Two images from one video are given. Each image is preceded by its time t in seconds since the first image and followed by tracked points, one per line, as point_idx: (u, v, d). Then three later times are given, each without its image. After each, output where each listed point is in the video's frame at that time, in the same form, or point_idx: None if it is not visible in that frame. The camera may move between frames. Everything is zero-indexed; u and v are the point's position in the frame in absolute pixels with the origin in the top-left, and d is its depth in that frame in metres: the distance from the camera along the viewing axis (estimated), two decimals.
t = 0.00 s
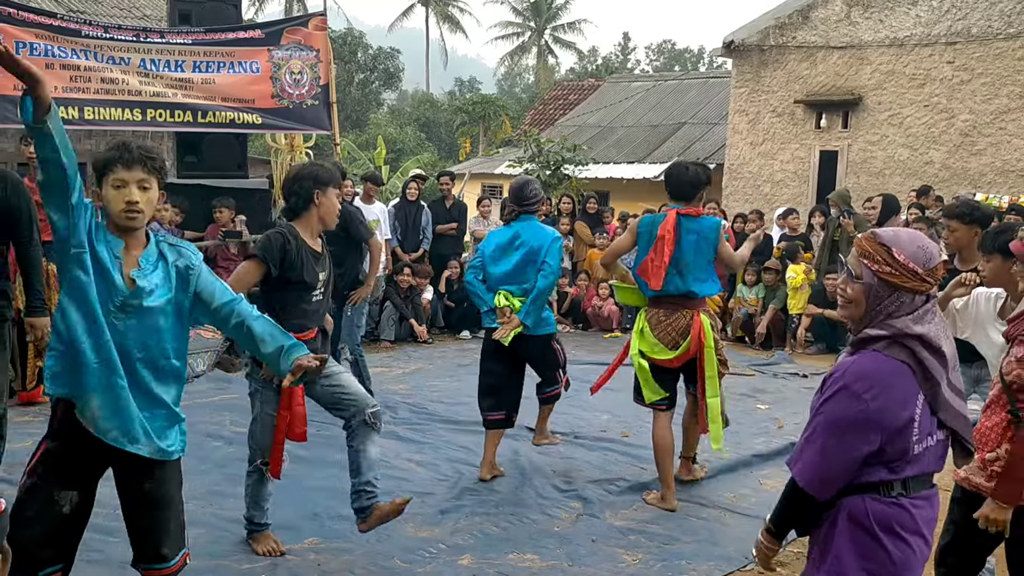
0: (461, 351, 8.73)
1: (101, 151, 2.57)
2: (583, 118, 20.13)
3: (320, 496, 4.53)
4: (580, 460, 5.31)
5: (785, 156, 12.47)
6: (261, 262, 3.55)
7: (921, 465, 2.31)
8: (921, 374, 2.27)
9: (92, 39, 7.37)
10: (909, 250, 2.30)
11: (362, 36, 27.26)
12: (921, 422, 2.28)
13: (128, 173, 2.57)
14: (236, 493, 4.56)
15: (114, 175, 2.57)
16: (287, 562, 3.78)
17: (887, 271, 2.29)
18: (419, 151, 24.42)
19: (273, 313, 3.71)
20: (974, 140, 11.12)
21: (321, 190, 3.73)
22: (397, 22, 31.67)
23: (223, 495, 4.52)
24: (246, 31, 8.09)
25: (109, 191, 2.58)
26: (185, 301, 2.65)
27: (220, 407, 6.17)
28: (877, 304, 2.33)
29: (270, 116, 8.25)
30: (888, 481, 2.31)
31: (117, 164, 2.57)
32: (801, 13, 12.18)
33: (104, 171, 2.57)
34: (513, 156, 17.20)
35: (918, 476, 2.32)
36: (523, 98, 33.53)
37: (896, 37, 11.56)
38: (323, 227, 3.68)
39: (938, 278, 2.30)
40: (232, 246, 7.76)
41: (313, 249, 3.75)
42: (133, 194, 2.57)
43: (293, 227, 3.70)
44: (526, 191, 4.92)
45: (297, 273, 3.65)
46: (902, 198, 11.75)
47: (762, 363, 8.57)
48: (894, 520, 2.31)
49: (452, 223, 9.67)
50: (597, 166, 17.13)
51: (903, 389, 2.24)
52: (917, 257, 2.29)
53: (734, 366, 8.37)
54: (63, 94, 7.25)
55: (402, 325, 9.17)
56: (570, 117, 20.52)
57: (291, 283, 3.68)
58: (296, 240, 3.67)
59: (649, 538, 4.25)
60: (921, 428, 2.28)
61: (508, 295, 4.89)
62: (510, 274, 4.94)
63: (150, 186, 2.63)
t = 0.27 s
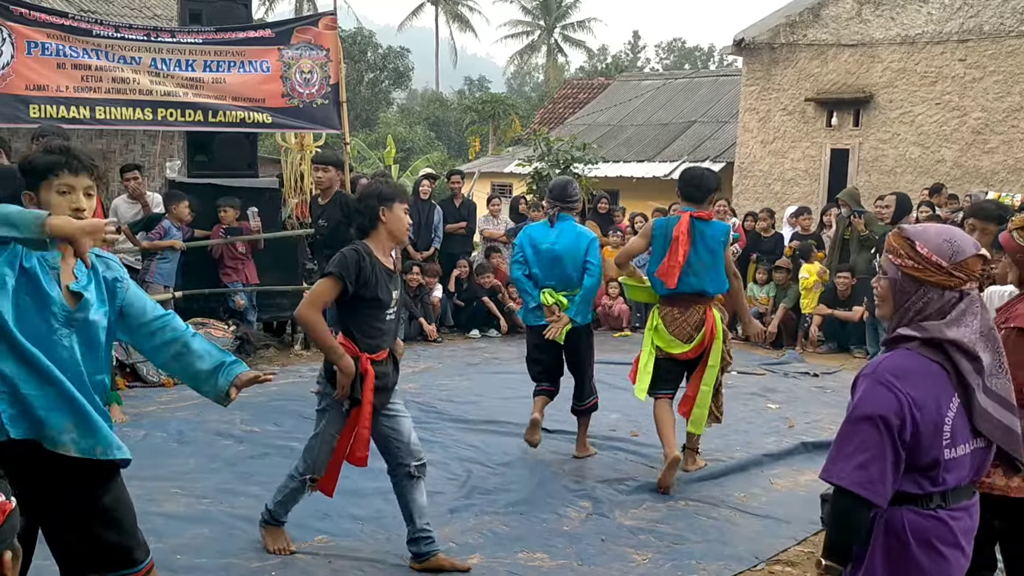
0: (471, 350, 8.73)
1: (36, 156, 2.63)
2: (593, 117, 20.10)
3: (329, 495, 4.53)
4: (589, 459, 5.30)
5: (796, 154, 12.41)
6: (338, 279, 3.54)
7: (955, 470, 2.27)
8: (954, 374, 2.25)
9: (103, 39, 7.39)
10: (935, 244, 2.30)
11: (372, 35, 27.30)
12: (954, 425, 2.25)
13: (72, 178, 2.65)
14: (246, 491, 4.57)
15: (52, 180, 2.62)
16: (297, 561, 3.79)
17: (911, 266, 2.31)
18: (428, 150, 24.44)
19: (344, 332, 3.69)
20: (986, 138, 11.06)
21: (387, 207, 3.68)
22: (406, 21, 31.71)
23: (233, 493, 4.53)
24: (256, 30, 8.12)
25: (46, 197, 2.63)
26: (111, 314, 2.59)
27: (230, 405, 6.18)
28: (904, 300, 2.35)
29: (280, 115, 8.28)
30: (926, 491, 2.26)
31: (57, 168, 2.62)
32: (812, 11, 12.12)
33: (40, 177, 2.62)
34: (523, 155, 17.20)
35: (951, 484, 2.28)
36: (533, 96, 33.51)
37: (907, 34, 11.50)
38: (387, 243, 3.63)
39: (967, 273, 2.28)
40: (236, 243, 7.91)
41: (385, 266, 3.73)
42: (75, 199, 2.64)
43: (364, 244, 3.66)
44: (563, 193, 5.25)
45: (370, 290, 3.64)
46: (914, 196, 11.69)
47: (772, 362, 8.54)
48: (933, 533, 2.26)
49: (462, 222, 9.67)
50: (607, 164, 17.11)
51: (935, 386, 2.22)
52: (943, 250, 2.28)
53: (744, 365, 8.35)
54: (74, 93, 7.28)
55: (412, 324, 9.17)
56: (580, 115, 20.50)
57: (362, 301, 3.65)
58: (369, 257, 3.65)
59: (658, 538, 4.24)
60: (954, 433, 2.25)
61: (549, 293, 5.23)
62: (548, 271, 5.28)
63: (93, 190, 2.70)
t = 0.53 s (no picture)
0: (487, 350, 8.74)
1: (53, 146, 2.64)
2: (610, 116, 20.06)
3: (346, 495, 4.54)
4: (606, 459, 5.29)
5: (814, 153, 12.32)
6: (411, 266, 3.50)
7: (1010, 485, 2.13)
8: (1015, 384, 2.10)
9: (122, 40, 7.44)
10: (977, 238, 2.16)
11: (388, 36, 27.35)
12: (1011, 436, 2.10)
13: (91, 168, 2.70)
14: (263, 490, 4.59)
15: (74, 169, 2.66)
16: (314, 560, 3.80)
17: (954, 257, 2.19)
18: (445, 150, 24.46)
19: (418, 319, 3.65)
20: (1007, 136, 10.97)
21: (458, 195, 3.67)
22: (423, 21, 31.77)
23: (250, 492, 4.55)
24: (273, 31, 8.15)
25: (66, 185, 2.65)
26: (111, 299, 2.75)
27: (247, 405, 6.21)
28: (950, 295, 2.22)
29: (297, 116, 8.31)
30: (977, 504, 2.11)
31: (78, 158, 2.66)
32: (830, 9, 12.03)
33: (62, 166, 2.64)
34: (539, 155, 17.18)
35: (1008, 500, 2.13)
36: (549, 96, 33.49)
37: (927, 32, 11.40)
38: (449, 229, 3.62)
39: (1008, 268, 2.11)
40: (251, 244, 7.96)
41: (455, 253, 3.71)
42: (96, 187, 2.70)
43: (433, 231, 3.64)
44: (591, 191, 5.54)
45: (443, 278, 3.61)
46: (933, 195, 11.60)
47: (790, 362, 8.49)
48: (985, 548, 2.09)
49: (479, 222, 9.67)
50: (623, 164, 17.06)
51: (991, 394, 2.07)
52: (982, 242, 2.14)
53: (762, 365, 8.31)
54: (93, 95, 7.34)
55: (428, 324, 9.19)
56: (596, 115, 20.46)
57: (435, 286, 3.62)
58: (441, 245, 3.63)
59: (675, 538, 4.22)
60: (1011, 444, 2.10)
61: (581, 283, 5.43)
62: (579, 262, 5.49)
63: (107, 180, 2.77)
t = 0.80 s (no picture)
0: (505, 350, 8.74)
1: (95, 152, 2.66)
2: (628, 116, 20.01)
3: (363, 495, 4.56)
4: (623, 460, 5.28)
5: (834, 152, 12.23)
6: (468, 275, 3.48)
7: None
8: None
9: (142, 42, 7.51)
10: None
11: (407, 37, 27.43)
12: None
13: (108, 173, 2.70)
14: (281, 489, 4.62)
15: (114, 176, 2.71)
16: (331, 559, 3.82)
17: None
18: (463, 150, 24.49)
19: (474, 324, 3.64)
20: None
21: (520, 201, 3.65)
22: (441, 22, 31.83)
23: (269, 492, 4.57)
24: (292, 33, 8.20)
25: (110, 192, 2.69)
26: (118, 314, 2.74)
27: (265, 405, 6.24)
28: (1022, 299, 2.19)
29: (316, 117, 8.35)
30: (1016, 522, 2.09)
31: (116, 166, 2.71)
32: (850, 7, 11.94)
33: (107, 173, 2.68)
34: (557, 155, 17.17)
35: None
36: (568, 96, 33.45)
37: (948, 30, 11.30)
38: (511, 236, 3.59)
39: None
40: (268, 246, 8.00)
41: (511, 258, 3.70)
42: (125, 193, 2.77)
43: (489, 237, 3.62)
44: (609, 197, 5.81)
45: (498, 286, 3.61)
46: (955, 195, 11.49)
47: (810, 363, 8.44)
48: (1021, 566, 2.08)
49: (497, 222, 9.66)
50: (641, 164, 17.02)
51: None
52: None
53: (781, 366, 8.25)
54: (114, 96, 7.41)
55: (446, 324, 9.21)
56: (614, 115, 20.42)
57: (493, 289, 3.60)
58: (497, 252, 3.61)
59: (693, 540, 4.20)
60: None
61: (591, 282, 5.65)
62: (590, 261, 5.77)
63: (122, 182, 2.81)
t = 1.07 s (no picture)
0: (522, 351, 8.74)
1: (58, 158, 2.58)
2: (647, 116, 19.95)
3: (380, 495, 4.57)
4: (640, 462, 5.26)
5: (855, 152, 12.13)
6: (548, 291, 3.30)
7: None
8: None
9: (162, 43, 7.56)
10: None
11: (426, 38, 27.48)
12: None
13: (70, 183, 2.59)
14: (298, 489, 4.63)
15: (80, 182, 2.63)
16: (347, 559, 3.83)
17: None
18: (482, 151, 24.50)
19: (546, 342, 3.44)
20: None
21: (599, 218, 3.53)
22: (460, 23, 31.88)
23: (285, 491, 4.59)
24: (310, 34, 8.24)
25: (78, 198, 2.62)
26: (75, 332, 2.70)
27: (283, 404, 6.27)
28: None
29: (334, 117, 8.37)
30: None
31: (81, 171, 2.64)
32: (871, 7, 11.85)
33: (74, 179, 2.60)
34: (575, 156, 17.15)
35: None
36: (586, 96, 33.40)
37: (971, 29, 11.18)
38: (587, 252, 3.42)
39: None
40: (286, 247, 8.03)
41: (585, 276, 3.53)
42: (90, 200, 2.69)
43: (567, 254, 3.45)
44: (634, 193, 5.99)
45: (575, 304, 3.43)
46: (977, 195, 11.37)
47: (829, 365, 8.37)
48: None
49: (515, 222, 9.67)
50: (660, 164, 16.97)
51: None
52: None
53: (800, 368, 8.20)
54: (134, 97, 7.47)
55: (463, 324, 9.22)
56: (633, 115, 20.38)
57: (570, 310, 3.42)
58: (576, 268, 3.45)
59: (709, 542, 4.18)
60: None
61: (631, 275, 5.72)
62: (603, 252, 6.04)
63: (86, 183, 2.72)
